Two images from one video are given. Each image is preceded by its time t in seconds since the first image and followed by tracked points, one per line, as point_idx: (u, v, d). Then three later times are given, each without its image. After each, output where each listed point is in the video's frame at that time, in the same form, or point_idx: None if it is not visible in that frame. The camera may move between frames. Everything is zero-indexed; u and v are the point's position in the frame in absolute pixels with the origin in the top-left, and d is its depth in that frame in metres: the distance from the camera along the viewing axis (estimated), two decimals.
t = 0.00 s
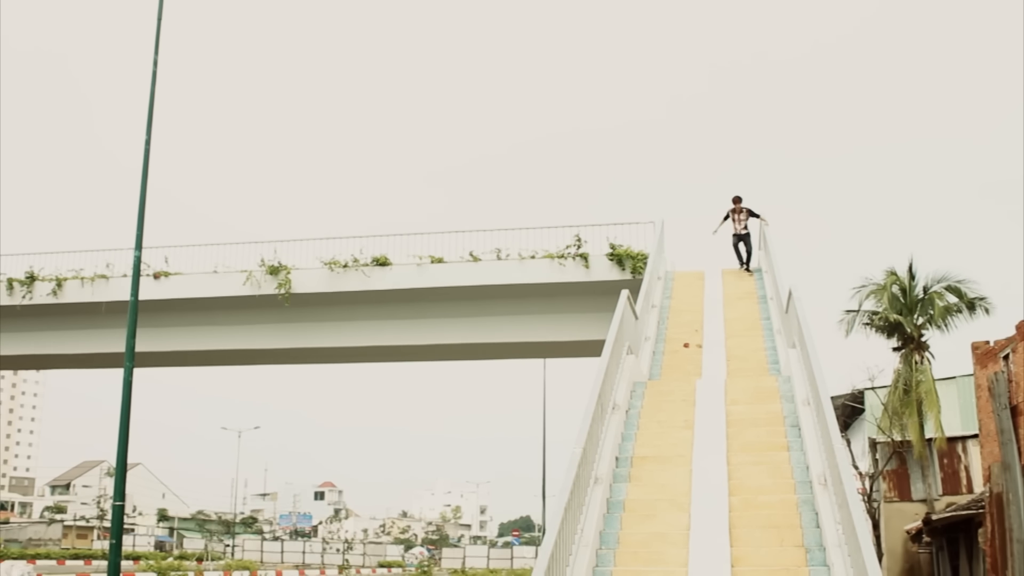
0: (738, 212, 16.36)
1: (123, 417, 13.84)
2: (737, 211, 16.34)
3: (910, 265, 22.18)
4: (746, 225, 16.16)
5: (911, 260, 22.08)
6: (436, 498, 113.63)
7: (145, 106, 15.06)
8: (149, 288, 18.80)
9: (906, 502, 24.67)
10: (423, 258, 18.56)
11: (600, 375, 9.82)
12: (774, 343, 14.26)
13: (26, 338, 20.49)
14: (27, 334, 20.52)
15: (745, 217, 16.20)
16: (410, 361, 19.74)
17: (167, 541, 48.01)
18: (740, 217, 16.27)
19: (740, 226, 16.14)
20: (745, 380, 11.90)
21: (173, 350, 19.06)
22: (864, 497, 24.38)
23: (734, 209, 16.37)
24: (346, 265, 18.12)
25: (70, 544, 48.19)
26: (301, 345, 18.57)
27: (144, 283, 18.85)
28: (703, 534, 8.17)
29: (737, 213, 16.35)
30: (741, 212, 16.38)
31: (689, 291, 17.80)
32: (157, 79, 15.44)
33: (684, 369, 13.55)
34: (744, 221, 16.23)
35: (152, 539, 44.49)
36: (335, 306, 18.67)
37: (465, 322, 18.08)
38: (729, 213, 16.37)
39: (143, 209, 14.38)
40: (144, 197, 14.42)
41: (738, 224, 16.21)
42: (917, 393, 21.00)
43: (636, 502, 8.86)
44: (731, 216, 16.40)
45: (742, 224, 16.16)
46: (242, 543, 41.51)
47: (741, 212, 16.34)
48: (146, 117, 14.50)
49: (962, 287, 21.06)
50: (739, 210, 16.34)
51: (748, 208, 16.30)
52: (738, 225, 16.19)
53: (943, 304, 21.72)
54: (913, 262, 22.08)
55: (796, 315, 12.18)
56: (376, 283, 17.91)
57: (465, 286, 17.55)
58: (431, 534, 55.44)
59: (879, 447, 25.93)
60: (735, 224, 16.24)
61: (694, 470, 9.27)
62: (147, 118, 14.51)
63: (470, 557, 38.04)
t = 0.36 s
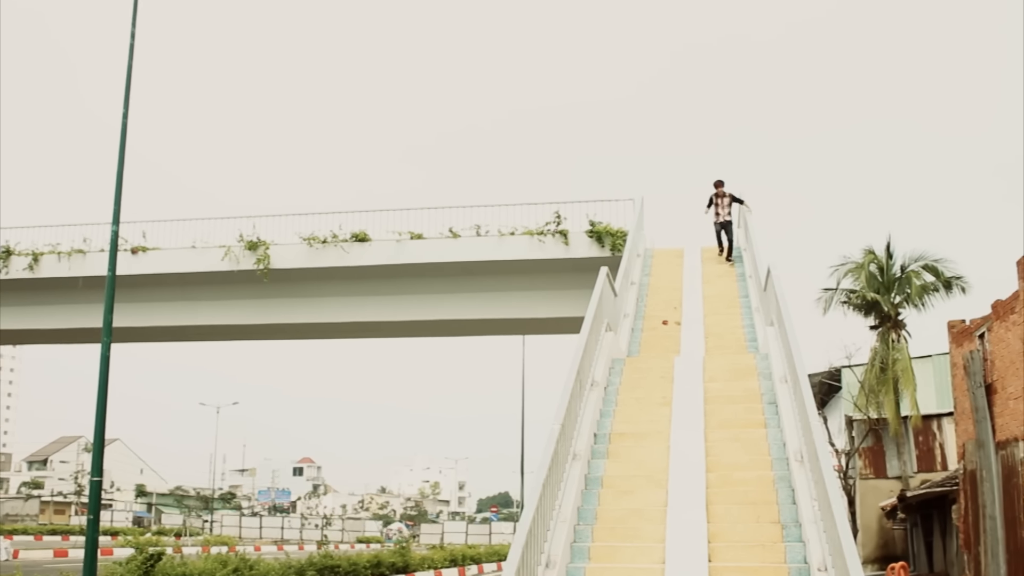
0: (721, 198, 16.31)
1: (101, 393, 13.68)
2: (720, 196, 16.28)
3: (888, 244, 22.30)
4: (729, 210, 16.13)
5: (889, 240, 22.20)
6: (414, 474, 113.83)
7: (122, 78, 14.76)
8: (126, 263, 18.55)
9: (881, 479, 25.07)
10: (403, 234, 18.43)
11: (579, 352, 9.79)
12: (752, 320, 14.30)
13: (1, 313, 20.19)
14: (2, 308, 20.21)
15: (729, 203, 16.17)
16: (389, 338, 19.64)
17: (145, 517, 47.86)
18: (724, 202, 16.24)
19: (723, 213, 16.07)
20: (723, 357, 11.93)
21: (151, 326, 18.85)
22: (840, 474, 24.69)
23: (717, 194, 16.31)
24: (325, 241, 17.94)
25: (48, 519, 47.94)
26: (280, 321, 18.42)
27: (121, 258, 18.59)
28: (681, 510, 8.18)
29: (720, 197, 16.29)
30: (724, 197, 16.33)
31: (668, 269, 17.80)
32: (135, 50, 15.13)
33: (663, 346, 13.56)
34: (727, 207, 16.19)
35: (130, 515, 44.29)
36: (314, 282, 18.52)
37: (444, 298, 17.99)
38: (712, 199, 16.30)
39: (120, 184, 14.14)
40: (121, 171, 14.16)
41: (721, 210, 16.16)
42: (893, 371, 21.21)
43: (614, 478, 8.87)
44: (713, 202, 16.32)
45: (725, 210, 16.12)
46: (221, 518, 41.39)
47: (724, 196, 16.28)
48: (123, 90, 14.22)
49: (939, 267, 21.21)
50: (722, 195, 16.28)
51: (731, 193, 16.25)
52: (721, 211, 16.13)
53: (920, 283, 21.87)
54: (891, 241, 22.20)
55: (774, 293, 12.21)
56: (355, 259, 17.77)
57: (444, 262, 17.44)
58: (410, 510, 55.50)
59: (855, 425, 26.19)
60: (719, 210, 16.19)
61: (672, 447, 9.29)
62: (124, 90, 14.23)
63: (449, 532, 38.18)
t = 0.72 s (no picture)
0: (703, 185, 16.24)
1: (78, 370, 13.51)
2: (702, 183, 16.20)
3: (866, 224, 22.43)
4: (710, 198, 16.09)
5: (867, 220, 22.32)
6: (393, 452, 113.69)
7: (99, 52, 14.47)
8: (104, 239, 18.29)
9: (857, 458, 25.30)
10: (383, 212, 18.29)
11: (558, 330, 9.77)
12: (731, 299, 14.35)
13: None
14: None
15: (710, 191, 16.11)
16: (368, 315, 19.56)
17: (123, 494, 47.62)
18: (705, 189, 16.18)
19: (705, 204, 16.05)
20: (702, 336, 11.96)
21: (129, 303, 18.64)
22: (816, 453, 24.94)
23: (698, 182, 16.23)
24: (304, 218, 17.76)
25: (24, 497, 47.58)
26: (259, 299, 18.27)
27: (98, 235, 18.33)
28: (659, 488, 8.20)
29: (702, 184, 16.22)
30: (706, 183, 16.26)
31: (647, 248, 17.82)
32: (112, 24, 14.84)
33: (642, 325, 13.58)
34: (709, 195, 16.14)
35: (108, 492, 44.07)
36: (293, 259, 18.36)
37: (424, 276, 17.91)
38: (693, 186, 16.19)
39: (98, 159, 13.90)
40: (98, 146, 13.92)
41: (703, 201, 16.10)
42: (870, 350, 21.39)
43: (593, 455, 8.88)
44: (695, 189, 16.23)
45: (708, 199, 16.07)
46: (200, 496, 41.21)
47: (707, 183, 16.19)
48: (101, 63, 13.95)
49: (916, 247, 21.36)
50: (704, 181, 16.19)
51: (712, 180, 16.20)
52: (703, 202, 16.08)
53: (898, 263, 22.02)
54: (869, 222, 22.33)
55: (753, 272, 12.26)
56: (334, 237, 17.61)
57: (424, 240, 17.33)
58: (389, 487, 55.48)
59: (832, 404, 26.45)
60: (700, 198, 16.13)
61: (650, 425, 9.31)
62: (102, 64, 13.97)
63: (429, 509, 38.29)
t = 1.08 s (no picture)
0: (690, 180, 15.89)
1: (58, 351, 13.36)
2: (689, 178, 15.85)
3: (847, 207, 22.50)
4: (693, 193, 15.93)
5: (848, 202, 22.40)
6: (374, 433, 113.68)
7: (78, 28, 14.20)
8: (83, 219, 18.02)
9: (837, 439, 25.50)
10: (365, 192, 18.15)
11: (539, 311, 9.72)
12: (712, 281, 14.36)
13: None
14: None
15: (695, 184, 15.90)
16: (349, 296, 19.44)
17: (104, 474, 47.36)
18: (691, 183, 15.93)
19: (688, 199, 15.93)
20: (683, 317, 11.96)
21: (108, 283, 18.42)
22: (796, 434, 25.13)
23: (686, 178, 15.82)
24: (285, 198, 17.59)
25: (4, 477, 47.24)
26: (240, 279, 18.12)
27: (78, 214, 18.06)
28: (641, 469, 8.21)
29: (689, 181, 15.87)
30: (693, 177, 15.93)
31: (629, 229, 17.80)
32: None
33: (623, 306, 13.57)
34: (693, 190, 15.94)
35: (88, 472, 43.83)
36: (274, 239, 18.20)
37: (406, 257, 17.80)
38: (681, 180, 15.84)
39: (77, 137, 13.67)
40: (77, 124, 13.69)
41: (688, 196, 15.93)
42: (850, 332, 21.52)
43: (574, 436, 8.86)
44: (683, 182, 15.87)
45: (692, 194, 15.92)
46: (181, 477, 41.03)
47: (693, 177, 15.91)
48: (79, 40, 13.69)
49: (897, 230, 21.46)
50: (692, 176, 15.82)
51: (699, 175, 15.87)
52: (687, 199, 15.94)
53: (879, 246, 22.13)
54: (850, 204, 22.40)
55: (734, 254, 12.25)
56: (316, 217, 17.46)
57: (406, 220, 17.22)
58: (370, 467, 55.52)
59: (812, 386, 26.62)
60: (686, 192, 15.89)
61: (631, 406, 9.30)
62: (81, 41, 13.71)
63: (409, 489, 38.35)
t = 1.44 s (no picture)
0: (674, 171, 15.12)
1: (40, 334, 13.23)
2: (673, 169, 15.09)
3: (830, 192, 22.56)
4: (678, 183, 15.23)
5: (831, 187, 22.46)
6: (358, 416, 113.53)
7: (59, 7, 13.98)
8: (65, 201, 17.79)
9: (819, 423, 25.69)
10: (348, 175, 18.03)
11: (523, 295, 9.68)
12: (695, 265, 14.37)
13: None
14: None
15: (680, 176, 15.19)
16: (332, 279, 19.33)
17: (86, 458, 47.06)
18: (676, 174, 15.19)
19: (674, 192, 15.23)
20: (666, 301, 11.96)
21: (90, 266, 18.22)
22: (778, 418, 25.28)
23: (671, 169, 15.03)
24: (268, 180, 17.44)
25: None
26: (223, 262, 17.97)
27: (59, 196, 17.82)
28: (624, 452, 8.23)
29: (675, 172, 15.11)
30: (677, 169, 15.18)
31: (613, 213, 17.78)
32: None
33: (607, 290, 13.56)
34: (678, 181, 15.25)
35: (70, 456, 43.58)
36: (257, 222, 18.05)
37: (389, 240, 17.71)
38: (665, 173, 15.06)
39: (59, 118, 13.48)
40: (59, 104, 13.49)
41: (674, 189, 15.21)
42: (832, 317, 21.63)
43: (557, 420, 8.85)
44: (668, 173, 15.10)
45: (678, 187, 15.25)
46: (163, 460, 40.82)
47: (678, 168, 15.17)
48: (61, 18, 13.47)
49: (880, 215, 21.54)
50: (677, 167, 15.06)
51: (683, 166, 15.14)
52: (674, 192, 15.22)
53: (861, 231, 22.23)
54: (833, 189, 22.46)
55: (718, 238, 12.26)
56: (300, 200, 17.32)
57: (389, 203, 17.12)
58: (353, 450, 55.49)
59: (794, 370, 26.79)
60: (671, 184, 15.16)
61: (614, 390, 9.30)
62: (62, 19, 13.49)
63: (393, 473, 38.37)
